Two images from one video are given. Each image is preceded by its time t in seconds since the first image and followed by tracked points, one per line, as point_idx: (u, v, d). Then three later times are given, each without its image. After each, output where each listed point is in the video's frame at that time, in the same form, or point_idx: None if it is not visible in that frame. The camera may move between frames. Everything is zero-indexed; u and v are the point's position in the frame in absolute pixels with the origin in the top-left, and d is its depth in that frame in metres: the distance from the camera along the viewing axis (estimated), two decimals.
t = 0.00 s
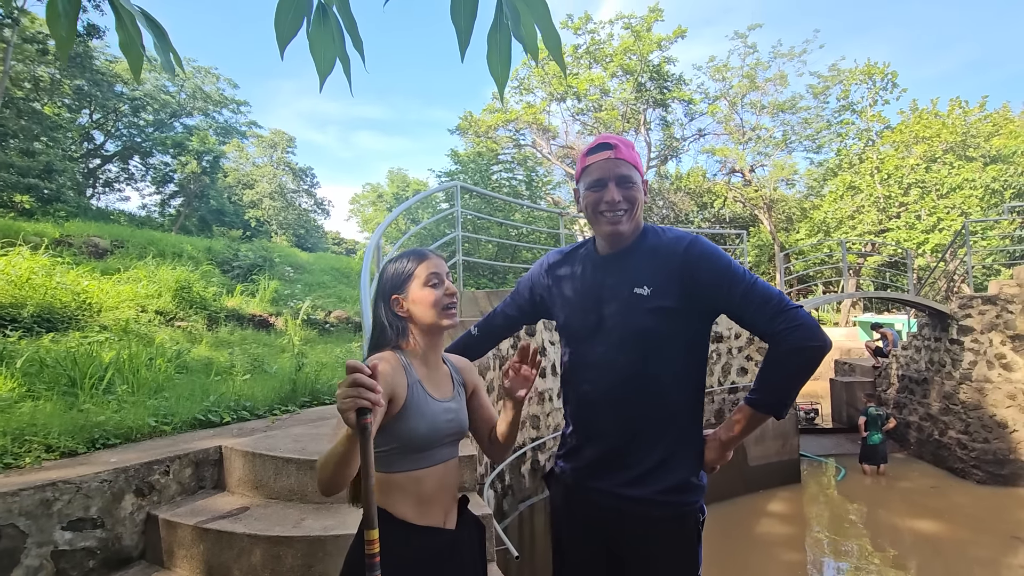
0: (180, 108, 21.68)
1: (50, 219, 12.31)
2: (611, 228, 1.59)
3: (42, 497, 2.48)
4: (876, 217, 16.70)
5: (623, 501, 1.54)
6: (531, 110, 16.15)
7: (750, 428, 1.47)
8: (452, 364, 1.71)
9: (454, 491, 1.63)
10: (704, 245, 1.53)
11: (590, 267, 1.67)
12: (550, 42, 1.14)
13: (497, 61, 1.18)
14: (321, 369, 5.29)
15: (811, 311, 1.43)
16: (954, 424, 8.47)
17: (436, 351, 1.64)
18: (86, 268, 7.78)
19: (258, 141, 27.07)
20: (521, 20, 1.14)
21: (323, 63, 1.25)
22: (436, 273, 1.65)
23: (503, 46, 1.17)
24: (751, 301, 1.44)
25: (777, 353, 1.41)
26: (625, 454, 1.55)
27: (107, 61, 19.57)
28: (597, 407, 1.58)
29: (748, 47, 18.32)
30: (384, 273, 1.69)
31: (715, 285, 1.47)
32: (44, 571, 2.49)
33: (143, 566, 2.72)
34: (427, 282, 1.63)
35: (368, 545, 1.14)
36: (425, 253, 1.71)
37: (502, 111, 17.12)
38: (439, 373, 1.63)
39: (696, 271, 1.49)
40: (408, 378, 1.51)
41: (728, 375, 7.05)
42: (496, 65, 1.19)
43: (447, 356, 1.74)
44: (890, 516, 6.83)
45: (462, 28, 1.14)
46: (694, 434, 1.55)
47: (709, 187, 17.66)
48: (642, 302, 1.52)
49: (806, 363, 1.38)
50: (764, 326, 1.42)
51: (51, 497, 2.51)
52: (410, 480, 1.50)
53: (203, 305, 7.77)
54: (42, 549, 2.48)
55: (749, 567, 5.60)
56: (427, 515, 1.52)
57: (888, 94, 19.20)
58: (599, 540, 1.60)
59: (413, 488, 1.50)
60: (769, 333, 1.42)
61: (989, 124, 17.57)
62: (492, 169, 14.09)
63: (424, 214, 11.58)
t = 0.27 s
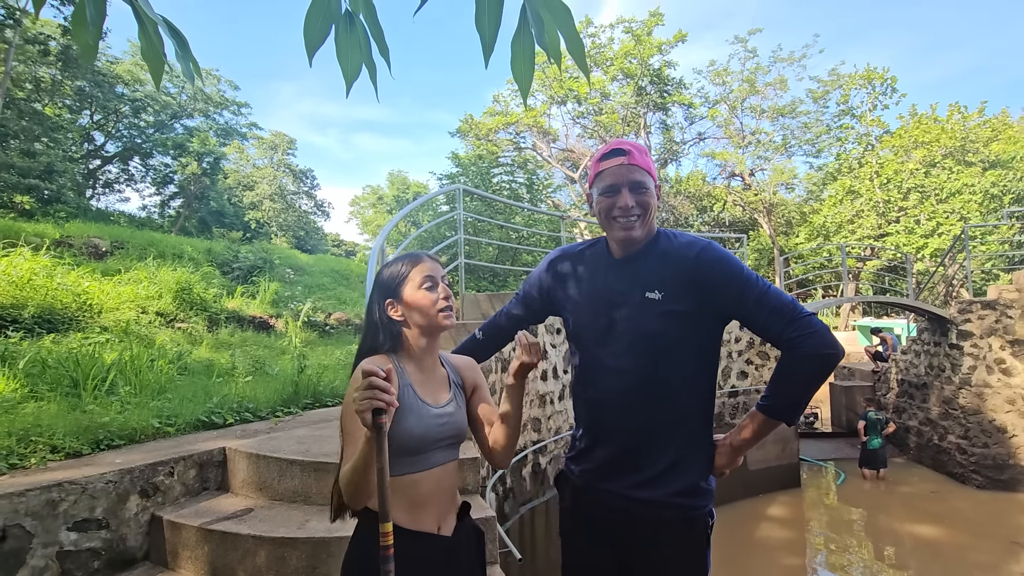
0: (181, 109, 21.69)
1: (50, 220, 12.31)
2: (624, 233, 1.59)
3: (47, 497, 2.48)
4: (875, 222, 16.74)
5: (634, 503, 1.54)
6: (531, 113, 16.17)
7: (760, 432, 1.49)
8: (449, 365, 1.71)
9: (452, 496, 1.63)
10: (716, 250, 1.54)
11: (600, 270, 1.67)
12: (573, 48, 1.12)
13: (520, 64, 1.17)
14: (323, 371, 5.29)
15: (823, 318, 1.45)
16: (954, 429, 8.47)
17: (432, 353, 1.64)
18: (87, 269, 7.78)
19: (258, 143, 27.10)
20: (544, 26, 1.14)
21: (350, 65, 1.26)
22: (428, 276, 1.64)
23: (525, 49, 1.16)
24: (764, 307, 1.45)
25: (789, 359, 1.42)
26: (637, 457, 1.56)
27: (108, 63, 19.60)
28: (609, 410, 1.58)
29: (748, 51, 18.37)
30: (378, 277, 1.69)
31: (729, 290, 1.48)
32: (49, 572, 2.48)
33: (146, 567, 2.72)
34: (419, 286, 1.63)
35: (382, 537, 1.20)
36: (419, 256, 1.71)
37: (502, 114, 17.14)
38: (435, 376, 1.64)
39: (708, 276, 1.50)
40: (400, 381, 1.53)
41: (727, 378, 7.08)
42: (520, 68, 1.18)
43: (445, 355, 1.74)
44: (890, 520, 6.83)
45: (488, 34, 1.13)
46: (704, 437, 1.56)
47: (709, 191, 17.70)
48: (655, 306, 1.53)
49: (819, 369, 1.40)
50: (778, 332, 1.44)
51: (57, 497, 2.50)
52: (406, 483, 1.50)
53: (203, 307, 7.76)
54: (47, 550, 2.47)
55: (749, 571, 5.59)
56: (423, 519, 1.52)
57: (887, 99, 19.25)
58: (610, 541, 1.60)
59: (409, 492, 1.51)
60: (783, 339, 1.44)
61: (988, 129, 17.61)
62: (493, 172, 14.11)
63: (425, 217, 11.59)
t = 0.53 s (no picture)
0: (179, 108, 21.64)
1: (47, 219, 12.28)
2: (629, 239, 1.59)
3: (46, 499, 2.47)
4: (872, 224, 16.79)
5: (639, 508, 1.54)
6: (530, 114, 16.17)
7: (764, 438, 1.50)
8: (448, 366, 1.71)
9: (453, 501, 1.62)
10: (722, 255, 1.54)
11: (604, 275, 1.66)
12: (591, 50, 1.10)
13: (535, 68, 1.15)
14: (321, 372, 5.28)
15: (828, 326, 1.46)
16: (950, 431, 8.50)
17: (431, 358, 1.64)
18: (84, 269, 7.75)
19: (257, 143, 27.05)
20: (560, 26, 1.12)
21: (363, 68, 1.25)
22: (426, 281, 1.64)
23: (540, 53, 1.14)
24: (770, 314, 1.46)
25: (796, 366, 1.43)
26: (642, 463, 1.56)
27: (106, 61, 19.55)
28: (613, 416, 1.58)
29: (747, 54, 18.42)
30: (377, 279, 1.68)
31: (735, 297, 1.48)
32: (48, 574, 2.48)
33: (144, 569, 2.71)
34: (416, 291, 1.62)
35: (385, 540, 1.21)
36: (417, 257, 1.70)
37: (501, 115, 17.14)
38: (434, 380, 1.63)
39: (714, 282, 1.50)
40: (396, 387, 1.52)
41: (725, 380, 7.10)
42: (535, 73, 1.16)
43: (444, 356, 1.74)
44: (887, 523, 6.85)
45: (502, 36, 1.10)
46: (709, 443, 1.57)
47: (707, 192, 17.75)
48: (660, 312, 1.53)
49: (825, 376, 1.41)
50: (784, 338, 1.45)
51: (55, 499, 2.50)
52: (405, 490, 1.50)
53: (201, 307, 7.74)
54: (46, 552, 2.46)
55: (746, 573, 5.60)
56: (423, 525, 1.52)
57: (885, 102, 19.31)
58: (614, 547, 1.60)
59: (408, 498, 1.50)
60: (789, 345, 1.45)
61: (985, 132, 17.67)
62: (491, 173, 14.11)
63: (423, 218, 11.58)
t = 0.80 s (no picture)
0: (177, 105, 21.56)
1: (44, 216, 12.23)
2: (629, 235, 1.59)
3: (45, 495, 2.47)
4: (871, 223, 16.81)
5: (641, 503, 1.54)
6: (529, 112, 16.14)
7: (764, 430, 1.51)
8: (445, 358, 1.72)
9: (454, 497, 1.62)
10: (719, 248, 1.54)
11: (603, 270, 1.67)
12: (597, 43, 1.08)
13: (539, 58, 1.13)
14: (320, 369, 5.28)
15: (827, 318, 1.46)
16: (948, 429, 8.52)
17: (429, 351, 1.63)
18: (82, 266, 7.73)
19: (255, 140, 26.99)
20: (565, 17, 1.10)
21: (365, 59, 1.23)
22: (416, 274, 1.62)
23: (545, 42, 1.12)
24: (768, 307, 1.46)
25: (795, 359, 1.44)
26: (643, 457, 1.56)
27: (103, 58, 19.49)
28: (613, 410, 1.58)
29: (746, 52, 18.41)
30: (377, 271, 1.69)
31: (734, 290, 1.49)
32: (47, 570, 2.47)
33: (144, 565, 2.71)
34: (408, 283, 1.61)
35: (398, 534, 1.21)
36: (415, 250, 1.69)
37: (500, 112, 17.11)
38: (433, 374, 1.63)
39: (712, 276, 1.51)
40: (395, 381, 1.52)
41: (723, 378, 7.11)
42: (538, 63, 1.14)
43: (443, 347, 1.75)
44: (884, 520, 6.87)
45: (505, 27, 1.09)
46: (710, 437, 1.57)
47: (705, 191, 17.78)
48: (660, 306, 1.53)
49: (824, 368, 1.41)
50: (782, 331, 1.45)
51: (55, 495, 2.49)
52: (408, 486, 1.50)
53: (199, 304, 7.72)
54: (45, 547, 2.47)
55: (744, 570, 5.61)
56: (425, 522, 1.52)
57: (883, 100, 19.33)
58: (617, 542, 1.60)
59: (410, 495, 1.50)
60: (788, 338, 1.45)
61: (984, 131, 17.69)
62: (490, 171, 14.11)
63: (422, 215, 11.58)
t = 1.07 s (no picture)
0: (174, 103, 21.49)
1: (41, 214, 12.21)
2: (626, 230, 1.58)
3: (40, 492, 2.47)
4: (870, 219, 16.87)
5: (640, 496, 1.54)
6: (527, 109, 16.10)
7: (761, 424, 1.50)
8: (445, 349, 1.72)
9: (449, 495, 1.61)
10: (717, 241, 1.53)
11: (601, 263, 1.66)
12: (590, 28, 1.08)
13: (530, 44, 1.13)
14: (317, 365, 5.27)
15: (826, 309, 1.44)
16: (947, 424, 8.53)
17: (427, 342, 1.63)
18: (79, 264, 7.72)
19: (253, 137, 26.94)
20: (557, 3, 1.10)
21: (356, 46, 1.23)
22: (413, 261, 1.62)
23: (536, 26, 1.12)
24: (764, 300, 1.46)
25: (793, 352, 1.43)
26: (643, 451, 1.56)
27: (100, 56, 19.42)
28: (612, 405, 1.58)
29: (745, 48, 18.38)
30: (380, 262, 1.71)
31: (731, 283, 1.48)
32: (42, 567, 2.47)
33: (140, 561, 2.71)
34: (404, 269, 1.62)
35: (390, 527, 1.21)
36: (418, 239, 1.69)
37: (498, 109, 17.08)
38: (430, 367, 1.62)
39: (709, 269, 1.50)
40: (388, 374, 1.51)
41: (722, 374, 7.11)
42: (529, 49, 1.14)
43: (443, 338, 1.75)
44: (883, 515, 6.88)
45: (496, 12, 1.08)
46: (710, 431, 1.56)
47: (704, 187, 17.76)
48: (657, 299, 1.53)
49: (821, 361, 1.40)
50: (780, 324, 1.44)
51: (49, 491, 2.49)
52: (400, 482, 1.49)
53: (197, 302, 7.70)
54: (39, 544, 2.46)
55: (743, 565, 5.62)
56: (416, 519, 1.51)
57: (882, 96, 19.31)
58: (617, 536, 1.60)
59: (402, 491, 1.49)
60: (785, 331, 1.44)
61: (983, 126, 17.68)
62: (488, 167, 14.09)
63: (421, 212, 11.56)
